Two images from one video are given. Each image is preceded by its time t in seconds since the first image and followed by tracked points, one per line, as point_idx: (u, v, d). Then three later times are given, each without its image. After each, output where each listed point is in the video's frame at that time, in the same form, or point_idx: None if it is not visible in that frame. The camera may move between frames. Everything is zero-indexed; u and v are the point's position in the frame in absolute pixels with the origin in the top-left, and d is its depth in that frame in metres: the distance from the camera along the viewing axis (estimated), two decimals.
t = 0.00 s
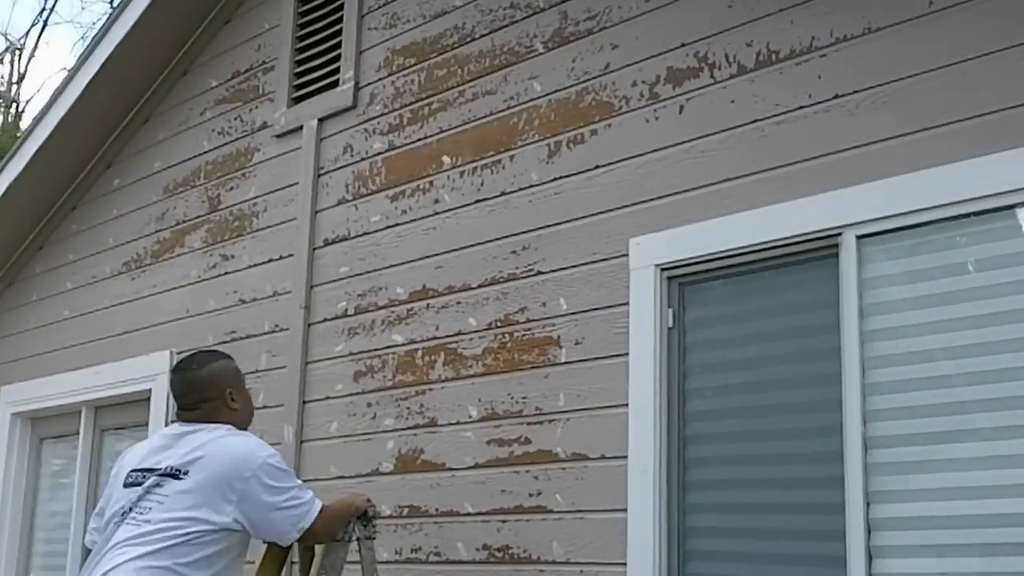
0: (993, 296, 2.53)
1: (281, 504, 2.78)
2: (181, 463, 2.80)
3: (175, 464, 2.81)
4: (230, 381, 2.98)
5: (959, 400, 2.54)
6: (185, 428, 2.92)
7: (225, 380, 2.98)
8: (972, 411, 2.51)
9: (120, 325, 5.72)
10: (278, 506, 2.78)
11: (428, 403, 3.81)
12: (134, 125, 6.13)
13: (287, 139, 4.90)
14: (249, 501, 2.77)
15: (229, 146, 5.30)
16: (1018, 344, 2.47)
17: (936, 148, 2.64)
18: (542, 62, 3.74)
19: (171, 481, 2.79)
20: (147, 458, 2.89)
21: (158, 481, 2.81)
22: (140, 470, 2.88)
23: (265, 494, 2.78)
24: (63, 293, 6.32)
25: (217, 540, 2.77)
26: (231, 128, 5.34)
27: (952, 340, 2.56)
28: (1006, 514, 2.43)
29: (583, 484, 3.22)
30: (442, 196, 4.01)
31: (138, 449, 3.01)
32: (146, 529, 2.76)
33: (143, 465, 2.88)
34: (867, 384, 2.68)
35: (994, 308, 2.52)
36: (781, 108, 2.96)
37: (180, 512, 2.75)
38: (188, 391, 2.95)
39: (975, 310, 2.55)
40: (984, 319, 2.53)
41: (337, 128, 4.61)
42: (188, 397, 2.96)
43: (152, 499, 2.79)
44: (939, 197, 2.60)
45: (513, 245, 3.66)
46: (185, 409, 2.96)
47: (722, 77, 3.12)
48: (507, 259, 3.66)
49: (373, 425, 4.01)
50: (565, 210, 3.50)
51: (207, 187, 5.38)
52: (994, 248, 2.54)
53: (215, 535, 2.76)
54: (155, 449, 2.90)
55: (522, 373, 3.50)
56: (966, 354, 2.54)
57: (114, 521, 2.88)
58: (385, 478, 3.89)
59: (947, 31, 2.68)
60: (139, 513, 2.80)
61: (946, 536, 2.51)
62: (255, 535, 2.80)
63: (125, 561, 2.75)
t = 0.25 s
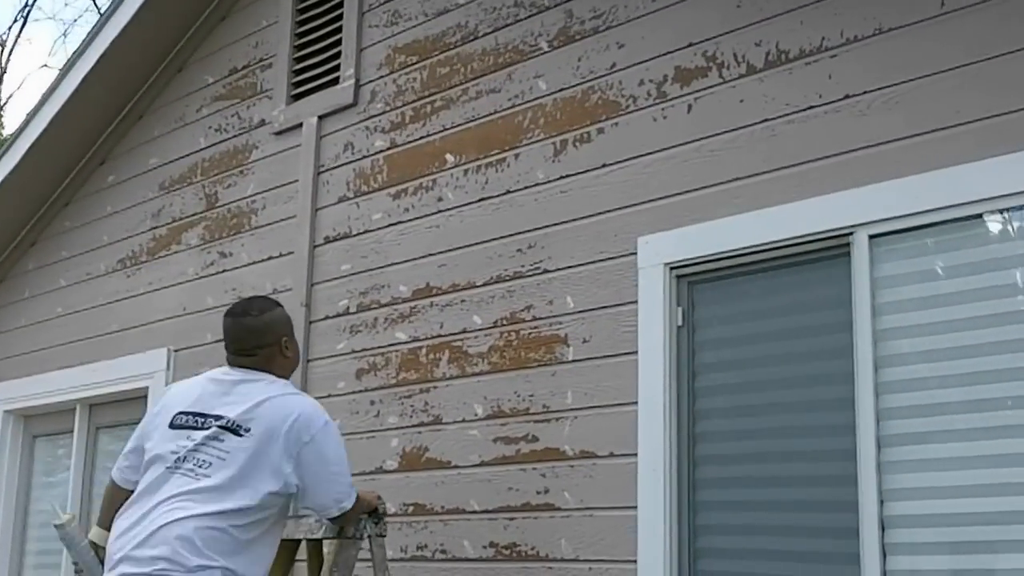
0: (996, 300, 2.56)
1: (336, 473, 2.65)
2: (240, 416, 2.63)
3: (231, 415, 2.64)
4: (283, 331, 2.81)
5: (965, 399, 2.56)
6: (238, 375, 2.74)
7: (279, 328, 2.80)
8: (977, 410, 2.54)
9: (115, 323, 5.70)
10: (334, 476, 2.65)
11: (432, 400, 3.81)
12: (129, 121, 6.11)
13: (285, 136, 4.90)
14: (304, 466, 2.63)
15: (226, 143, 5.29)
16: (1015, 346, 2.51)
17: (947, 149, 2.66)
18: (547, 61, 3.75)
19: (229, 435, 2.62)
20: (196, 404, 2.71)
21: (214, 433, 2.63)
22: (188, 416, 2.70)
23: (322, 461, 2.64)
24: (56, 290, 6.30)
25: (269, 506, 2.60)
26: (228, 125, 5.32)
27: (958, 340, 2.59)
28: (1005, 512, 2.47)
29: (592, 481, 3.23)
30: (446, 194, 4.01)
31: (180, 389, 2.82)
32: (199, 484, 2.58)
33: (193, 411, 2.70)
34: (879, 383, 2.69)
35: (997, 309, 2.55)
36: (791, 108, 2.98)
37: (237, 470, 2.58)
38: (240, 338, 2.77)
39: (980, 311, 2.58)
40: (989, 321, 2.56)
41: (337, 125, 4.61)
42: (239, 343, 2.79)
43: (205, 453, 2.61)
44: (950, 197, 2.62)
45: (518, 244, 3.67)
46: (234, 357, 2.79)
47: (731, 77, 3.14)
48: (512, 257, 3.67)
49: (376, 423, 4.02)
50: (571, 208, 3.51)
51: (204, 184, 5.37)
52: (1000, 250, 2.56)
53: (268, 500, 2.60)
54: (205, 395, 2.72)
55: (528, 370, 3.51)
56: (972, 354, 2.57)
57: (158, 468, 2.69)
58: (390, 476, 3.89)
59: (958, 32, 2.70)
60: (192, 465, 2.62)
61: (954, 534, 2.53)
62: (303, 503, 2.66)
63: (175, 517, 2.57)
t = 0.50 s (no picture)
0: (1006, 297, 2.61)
1: (371, 434, 2.67)
2: (282, 375, 2.65)
3: (274, 374, 2.66)
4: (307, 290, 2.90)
5: (976, 399, 2.60)
6: (274, 337, 2.76)
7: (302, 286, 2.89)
8: (988, 409, 2.58)
9: (110, 322, 5.70)
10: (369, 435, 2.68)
11: (436, 400, 3.83)
12: (123, 119, 6.10)
13: (284, 136, 4.90)
14: (342, 426, 2.66)
15: (224, 142, 5.29)
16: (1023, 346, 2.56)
17: (957, 151, 2.71)
18: (551, 62, 3.77)
19: (272, 393, 2.64)
20: (234, 364, 2.72)
21: (258, 390, 2.64)
22: (227, 376, 2.71)
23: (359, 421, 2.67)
24: (48, 289, 6.28)
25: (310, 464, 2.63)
26: (225, 125, 5.33)
27: (968, 340, 2.63)
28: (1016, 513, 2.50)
29: (599, 480, 3.25)
30: (448, 194, 4.02)
31: (211, 352, 2.82)
32: (245, 441, 2.60)
33: (232, 370, 2.71)
34: (890, 383, 2.73)
35: (1007, 309, 2.60)
36: (800, 110, 3.02)
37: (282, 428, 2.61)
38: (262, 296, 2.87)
39: (989, 311, 2.62)
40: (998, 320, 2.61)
41: (337, 125, 4.62)
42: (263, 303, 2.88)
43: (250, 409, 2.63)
44: (962, 199, 2.66)
45: (523, 244, 3.68)
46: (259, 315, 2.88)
47: (738, 79, 3.18)
48: (517, 258, 3.69)
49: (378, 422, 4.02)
50: (577, 209, 3.54)
51: (201, 183, 5.37)
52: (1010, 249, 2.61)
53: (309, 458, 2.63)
54: (242, 355, 2.73)
55: (533, 369, 3.53)
56: (982, 354, 2.61)
57: (197, 427, 2.70)
58: (392, 475, 3.90)
59: (966, 36, 2.74)
60: (236, 423, 2.63)
61: (965, 533, 2.56)
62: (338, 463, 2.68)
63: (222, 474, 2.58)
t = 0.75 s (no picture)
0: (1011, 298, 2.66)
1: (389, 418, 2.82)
2: (305, 369, 2.79)
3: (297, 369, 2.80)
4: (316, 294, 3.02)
5: (983, 399, 2.65)
6: (291, 336, 2.90)
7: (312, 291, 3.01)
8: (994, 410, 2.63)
9: (105, 319, 5.71)
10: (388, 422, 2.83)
11: (438, 398, 3.85)
12: (117, 117, 6.09)
13: (282, 135, 4.92)
14: (363, 411, 2.80)
15: (220, 141, 5.30)
16: None
17: (962, 154, 2.75)
18: (554, 63, 3.80)
19: (298, 386, 2.77)
20: (257, 363, 2.85)
21: (282, 384, 2.78)
22: (251, 373, 2.84)
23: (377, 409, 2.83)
24: (41, 286, 6.27)
25: (336, 453, 2.78)
26: (222, 124, 5.33)
27: (977, 341, 2.68)
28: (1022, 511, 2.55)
29: (604, 478, 3.29)
30: (450, 194, 4.04)
31: (231, 355, 2.95)
32: (276, 434, 2.74)
33: (256, 368, 2.84)
34: (897, 383, 2.77)
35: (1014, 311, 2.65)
36: (806, 113, 3.07)
37: (310, 420, 2.75)
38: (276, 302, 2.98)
39: (998, 312, 2.67)
40: (1006, 322, 2.65)
41: (336, 125, 4.63)
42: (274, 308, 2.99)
43: (277, 403, 2.76)
44: (969, 202, 2.71)
45: (526, 244, 3.71)
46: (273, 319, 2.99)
47: (743, 81, 3.22)
48: (520, 257, 3.71)
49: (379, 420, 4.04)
50: (581, 209, 3.57)
51: (197, 182, 5.38)
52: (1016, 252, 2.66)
53: (335, 448, 2.78)
54: (264, 354, 2.87)
55: (537, 368, 3.56)
56: (988, 355, 2.66)
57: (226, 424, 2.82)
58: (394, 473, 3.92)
59: (972, 40, 2.79)
60: (265, 416, 2.76)
61: (972, 531, 2.61)
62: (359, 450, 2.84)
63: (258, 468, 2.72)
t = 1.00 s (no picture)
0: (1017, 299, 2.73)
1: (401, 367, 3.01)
2: (318, 321, 3.00)
3: (311, 322, 3.00)
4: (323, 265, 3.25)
5: (988, 398, 2.70)
6: (304, 301, 3.11)
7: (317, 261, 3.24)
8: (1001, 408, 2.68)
9: (98, 317, 5.73)
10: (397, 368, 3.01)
11: (441, 397, 3.87)
12: (110, 115, 6.09)
13: (279, 135, 4.93)
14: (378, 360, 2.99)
15: (215, 140, 5.31)
16: None
17: (968, 157, 2.82)
18: (556, 65, 3.83)
19: (314, 336, 2.97)
20: (274, 325, 3.06)
21: (302, 335, 2.98)
22: (270, 334, 3.05)
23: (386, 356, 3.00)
24: (32, 284, 6.26)
25: (352, 396, 2.95)
26: (217, 123, 5.34)
27: (985, 341, 2.74)
28: None
29: (609, 477, 3.32)
30: (452, 194, 4.07)
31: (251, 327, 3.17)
32: (295, 378, 2.92)
33: (273, 328, 3.05)
34: (903, 382, 2.83)
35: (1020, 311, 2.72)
36: (812, 116, 3.13)
37: (326, 363, 2.94)
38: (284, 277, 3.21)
39: (1007, 313, 2.73)
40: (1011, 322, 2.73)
41: (335, 125, 4.65)
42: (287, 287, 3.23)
43: (294, 351, 2.96)
44: (975, 204, 2.78)
45: (528, 244, 3.74)
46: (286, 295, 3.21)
47: (749, 85, 3.27)
48: (523, 257, 3.74)
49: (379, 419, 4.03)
50: (584, 210, 3.60)
51: (192, 181, 5.38)
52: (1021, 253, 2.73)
53: (351, 391, 2.95)
54: (280, 317, 3.07)
55: (541, 367, 3.59)
56: (993, 354, 2.72)
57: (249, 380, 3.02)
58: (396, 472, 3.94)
59: (977, 46, 2.87)
60: (287, 365, 2.95)
61: (980, 528, 2.66)
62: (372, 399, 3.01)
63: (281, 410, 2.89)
